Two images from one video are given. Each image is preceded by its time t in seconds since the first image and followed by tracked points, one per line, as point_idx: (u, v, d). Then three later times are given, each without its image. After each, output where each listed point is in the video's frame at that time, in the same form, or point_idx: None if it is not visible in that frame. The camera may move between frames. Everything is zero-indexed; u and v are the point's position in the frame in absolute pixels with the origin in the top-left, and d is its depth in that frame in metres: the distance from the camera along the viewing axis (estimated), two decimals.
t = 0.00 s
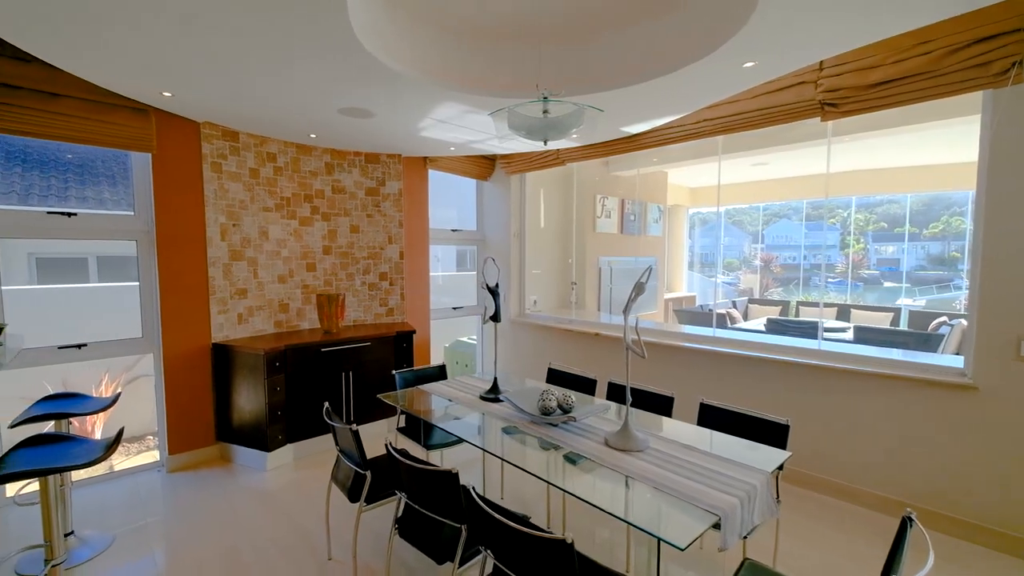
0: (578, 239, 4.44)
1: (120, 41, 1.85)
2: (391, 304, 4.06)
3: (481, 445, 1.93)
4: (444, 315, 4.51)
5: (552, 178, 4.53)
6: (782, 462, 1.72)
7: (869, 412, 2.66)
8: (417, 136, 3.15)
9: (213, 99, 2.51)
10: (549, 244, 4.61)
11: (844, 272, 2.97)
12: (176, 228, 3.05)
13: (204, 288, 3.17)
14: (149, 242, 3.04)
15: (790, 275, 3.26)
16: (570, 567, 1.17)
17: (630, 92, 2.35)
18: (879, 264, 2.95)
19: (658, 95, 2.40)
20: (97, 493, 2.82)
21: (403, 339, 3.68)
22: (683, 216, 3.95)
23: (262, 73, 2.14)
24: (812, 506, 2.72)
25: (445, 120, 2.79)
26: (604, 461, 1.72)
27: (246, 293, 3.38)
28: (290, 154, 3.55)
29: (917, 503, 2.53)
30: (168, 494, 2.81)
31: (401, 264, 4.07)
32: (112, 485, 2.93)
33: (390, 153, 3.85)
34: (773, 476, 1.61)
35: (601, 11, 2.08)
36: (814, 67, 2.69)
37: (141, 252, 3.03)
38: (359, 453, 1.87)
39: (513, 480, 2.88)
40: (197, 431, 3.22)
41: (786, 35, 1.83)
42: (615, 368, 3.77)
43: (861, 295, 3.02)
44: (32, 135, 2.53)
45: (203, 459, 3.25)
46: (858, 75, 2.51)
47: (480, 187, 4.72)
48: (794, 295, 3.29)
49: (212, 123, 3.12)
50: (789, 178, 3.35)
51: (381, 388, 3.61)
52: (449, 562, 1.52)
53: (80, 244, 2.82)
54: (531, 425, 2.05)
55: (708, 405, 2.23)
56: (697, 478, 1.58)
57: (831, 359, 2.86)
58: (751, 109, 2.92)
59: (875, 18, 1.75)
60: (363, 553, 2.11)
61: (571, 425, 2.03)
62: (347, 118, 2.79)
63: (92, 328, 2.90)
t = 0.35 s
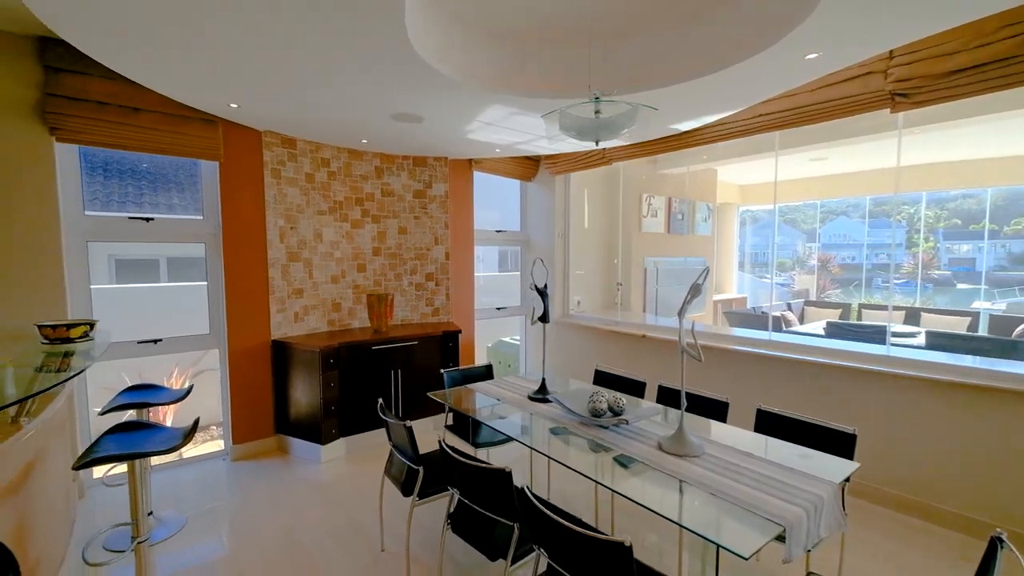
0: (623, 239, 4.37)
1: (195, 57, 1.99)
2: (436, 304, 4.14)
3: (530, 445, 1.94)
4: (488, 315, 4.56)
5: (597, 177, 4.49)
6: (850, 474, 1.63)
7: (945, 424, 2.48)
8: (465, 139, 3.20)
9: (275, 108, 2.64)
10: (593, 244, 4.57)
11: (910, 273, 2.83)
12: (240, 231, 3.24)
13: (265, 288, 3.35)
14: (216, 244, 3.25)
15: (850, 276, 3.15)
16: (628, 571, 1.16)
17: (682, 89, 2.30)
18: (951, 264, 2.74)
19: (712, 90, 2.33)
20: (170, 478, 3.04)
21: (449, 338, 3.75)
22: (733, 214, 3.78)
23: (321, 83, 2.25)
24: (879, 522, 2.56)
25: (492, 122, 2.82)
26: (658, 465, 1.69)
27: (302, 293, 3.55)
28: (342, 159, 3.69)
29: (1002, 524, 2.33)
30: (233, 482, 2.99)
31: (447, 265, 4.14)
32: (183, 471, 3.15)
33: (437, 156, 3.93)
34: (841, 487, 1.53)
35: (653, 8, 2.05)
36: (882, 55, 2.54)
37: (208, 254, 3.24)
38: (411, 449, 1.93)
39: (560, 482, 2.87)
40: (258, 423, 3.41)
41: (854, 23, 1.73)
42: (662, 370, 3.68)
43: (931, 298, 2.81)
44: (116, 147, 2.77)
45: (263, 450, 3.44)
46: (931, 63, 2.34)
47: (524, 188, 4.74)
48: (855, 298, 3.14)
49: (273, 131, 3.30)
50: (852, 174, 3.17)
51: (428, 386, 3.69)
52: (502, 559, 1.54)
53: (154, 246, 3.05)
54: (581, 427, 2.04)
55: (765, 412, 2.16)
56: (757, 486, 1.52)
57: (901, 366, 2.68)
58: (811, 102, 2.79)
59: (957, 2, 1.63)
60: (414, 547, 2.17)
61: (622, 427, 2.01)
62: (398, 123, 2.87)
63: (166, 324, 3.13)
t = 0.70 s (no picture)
0: (672, 239, 4.27)
1: (263, 70, 2.13)
2: (482, 304, 4.19)
3: (580, 446, 1.94)
4: (532, 316, 4.57)
5: (645, 176, 4.41)
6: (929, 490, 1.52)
7: None
8: (513, 141, 3.23)
9: (333, 115, 2.77)
10: (640, 244, 4.49)
11: (991, 274, 2.59)
12: (298, 233, 3.41)
13: (320, 288, 3.51)
14: (276, 246, 3.43)
15: (921, 278, 2.88)
16: None
17: (738, 83, 2.22)
18: None
19: (771, 85, 2.25)
20: (235, 465, 3.24)
21: (495, 338, 3.79)
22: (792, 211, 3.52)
23: (378, 89, 2.33)
24: (959, 544, 2.38)
25: (540, 123, 2.83)
26: (714, 471, 1.65)
27: (354, 293, 3.69)
28: (393, 162, 3.81)
29: None
30: (291, 472, 3.15)
31: (492, 266, 4.19)
32: (246, 459, 3.35)
33: (484, 158, 3.98)
34: (917, 503, 1.44)
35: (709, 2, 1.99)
36: (967, 40, 2.35)
37: (268, 255, 3.42)
38: (462, 446, 1.97)
39: (607, 484, 2.85)
40: (313, 416, 3.57)
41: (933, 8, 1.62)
42: (713, 374, 3.57)
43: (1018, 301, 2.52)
44: (190, 157, 2.99)
45: (317, 442, 3.60)
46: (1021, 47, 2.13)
47: (569, 188, 4.72)
48: (927, 301, 2.87)
49: (328, 138, 3.45)
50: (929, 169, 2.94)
51: (474, 385, 3.74)
52: (553, 559, 1.54)
53: (220, 248, 3.25)
54: (632, 430, 2.02)
55: (830, 421, 2.05)
56: (823, 498, 1.46)
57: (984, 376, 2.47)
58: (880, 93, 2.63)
59: None
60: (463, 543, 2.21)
61: (674, 432, 1.97)
62: (448, 126, 2.94)
63: (231, 321, 3.34)
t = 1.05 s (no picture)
0: (722, 239, 4.13)
1: (322, 77, 2.23)
2: (526, 304, 4.21)
3: (630, 448, 1.91)
4: (576, 316, 4.55)
5: (694, 174, 4.29)
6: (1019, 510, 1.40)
7: None
8: (560, 141, 3.23)
9: (385, 119, 2.87)
10: (689, 244, 4.38)
11: None
12: (351, 234, 3.55)
13: (371, 287, 3.64)
14: (330, 247, 3.58)
15: (1000, 281, 2.67)
16: None
17: (799, 76, 2.13)
18: None
19: (835, 77, 2.14)
20: (292, 455, 3.41)
21: (540, 338, 3.80)
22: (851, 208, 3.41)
23: (430, 93, 2.40)
24: None
25: (588, 123, 2.81)
26: (775, 479, 1.59)
27: (403, 292, 3.79)
28: (440, 165, 3.89)
29: None
30: (343, 463, 3.29)
31: (536, 266, 4.20)
32: (302, 449, 3.52)
33: (529, 159, 4.00)
34: (1005, 524, 1.33)
35: None
36: None
37: (323, 255, 3.58)
38: (512, 445, 2.00)
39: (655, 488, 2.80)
40: (363, 411, 3.70)
41: None
42: (769, 377, 3.46)
43: None
44: (253, 162, 3.17)
45: (367, 436, 3.73)
46: None
47: (615, 188, 4.67)
48: (1012, 305, 2.64)
49: (380, 142, 3.56)
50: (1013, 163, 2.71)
51: (518, 385, 3.77)
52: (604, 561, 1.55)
53: (279, 248, 3.43)
54: (685, 434, 1.97)
55: (901, 432, 1.93)
56: (896, 513, 1.38)
57: None
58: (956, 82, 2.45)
59: None
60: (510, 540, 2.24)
61: (730, 438, 1.91)
62: (496, 128, 2.97)
63: (289, 318, 3.52)
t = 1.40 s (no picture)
0: (776, 238, 3.96)
1: (376, 82, 2.31)
2: (570, 305, 4.19)
3: (682, 453, 1.87)
4: (620, 317, 4.49)
5: (745, 171, 4.14)
6: None
7: None
8: (606, 140, 3.19)
9: (434, 122, 2.93)
10: (739, 244, 4.23)
11: None
12: (399, 235, 3.64)
13: (417, 286, 3.72)
14: (379, 247, 3.70)
15: None
16: None
17: (867, 66, 2.01)
18: None
19: (908, 65, 2.01)
20: (344, 447, 3.55)
21: (584, 339, 3.78)
22: (923, 205, 3.14)
23: (480, 95, 2.43)
24: None
25: (636, 121, 2.76)
26: (839, 490, 1.52)
27: (448, 292, 3.86)
28: (485, 165, 3.94)
29: None
30: (391, 457, 3.39)
31: (580, 267, 4.17)
32: (352, 442, 3.66)
33: (574, 158, 3.98)
34: None
35: None
36: None
37: (371, 255, 3.70)
38: (559, 445, 2.00)
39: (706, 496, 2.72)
40: (410, 407, 3.79)
41: None
42: (828, 384, 3.29)
43: None
44: (309, 167, 3.32)
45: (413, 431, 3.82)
46: None
47: (662, 187, 4.57)
48: None
49: (426, 144, 3.64)
50: None
51: (561, 385, 3.75)
52: (657, 566, 1.51)
53: (332, 248, 3.58)
54: (740, 440, 1.91)
55: (981, 445, 1.79)
56: (978, 531, 1.29)
57: None
58: None
59: None
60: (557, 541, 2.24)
61: (788, 445, 1.84)
62: (542, 129, 2.98)
63: (340, 316, 3.66)
